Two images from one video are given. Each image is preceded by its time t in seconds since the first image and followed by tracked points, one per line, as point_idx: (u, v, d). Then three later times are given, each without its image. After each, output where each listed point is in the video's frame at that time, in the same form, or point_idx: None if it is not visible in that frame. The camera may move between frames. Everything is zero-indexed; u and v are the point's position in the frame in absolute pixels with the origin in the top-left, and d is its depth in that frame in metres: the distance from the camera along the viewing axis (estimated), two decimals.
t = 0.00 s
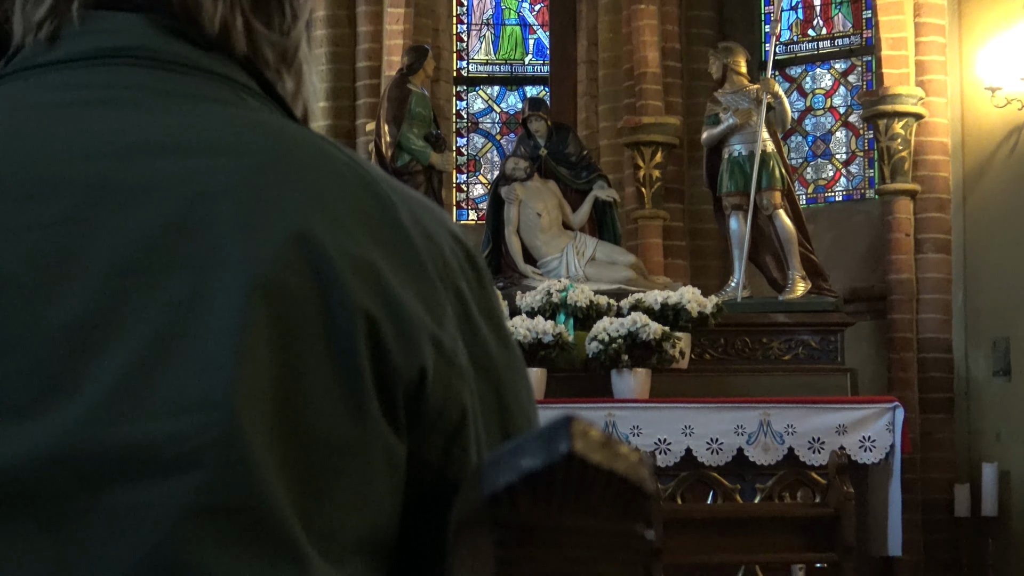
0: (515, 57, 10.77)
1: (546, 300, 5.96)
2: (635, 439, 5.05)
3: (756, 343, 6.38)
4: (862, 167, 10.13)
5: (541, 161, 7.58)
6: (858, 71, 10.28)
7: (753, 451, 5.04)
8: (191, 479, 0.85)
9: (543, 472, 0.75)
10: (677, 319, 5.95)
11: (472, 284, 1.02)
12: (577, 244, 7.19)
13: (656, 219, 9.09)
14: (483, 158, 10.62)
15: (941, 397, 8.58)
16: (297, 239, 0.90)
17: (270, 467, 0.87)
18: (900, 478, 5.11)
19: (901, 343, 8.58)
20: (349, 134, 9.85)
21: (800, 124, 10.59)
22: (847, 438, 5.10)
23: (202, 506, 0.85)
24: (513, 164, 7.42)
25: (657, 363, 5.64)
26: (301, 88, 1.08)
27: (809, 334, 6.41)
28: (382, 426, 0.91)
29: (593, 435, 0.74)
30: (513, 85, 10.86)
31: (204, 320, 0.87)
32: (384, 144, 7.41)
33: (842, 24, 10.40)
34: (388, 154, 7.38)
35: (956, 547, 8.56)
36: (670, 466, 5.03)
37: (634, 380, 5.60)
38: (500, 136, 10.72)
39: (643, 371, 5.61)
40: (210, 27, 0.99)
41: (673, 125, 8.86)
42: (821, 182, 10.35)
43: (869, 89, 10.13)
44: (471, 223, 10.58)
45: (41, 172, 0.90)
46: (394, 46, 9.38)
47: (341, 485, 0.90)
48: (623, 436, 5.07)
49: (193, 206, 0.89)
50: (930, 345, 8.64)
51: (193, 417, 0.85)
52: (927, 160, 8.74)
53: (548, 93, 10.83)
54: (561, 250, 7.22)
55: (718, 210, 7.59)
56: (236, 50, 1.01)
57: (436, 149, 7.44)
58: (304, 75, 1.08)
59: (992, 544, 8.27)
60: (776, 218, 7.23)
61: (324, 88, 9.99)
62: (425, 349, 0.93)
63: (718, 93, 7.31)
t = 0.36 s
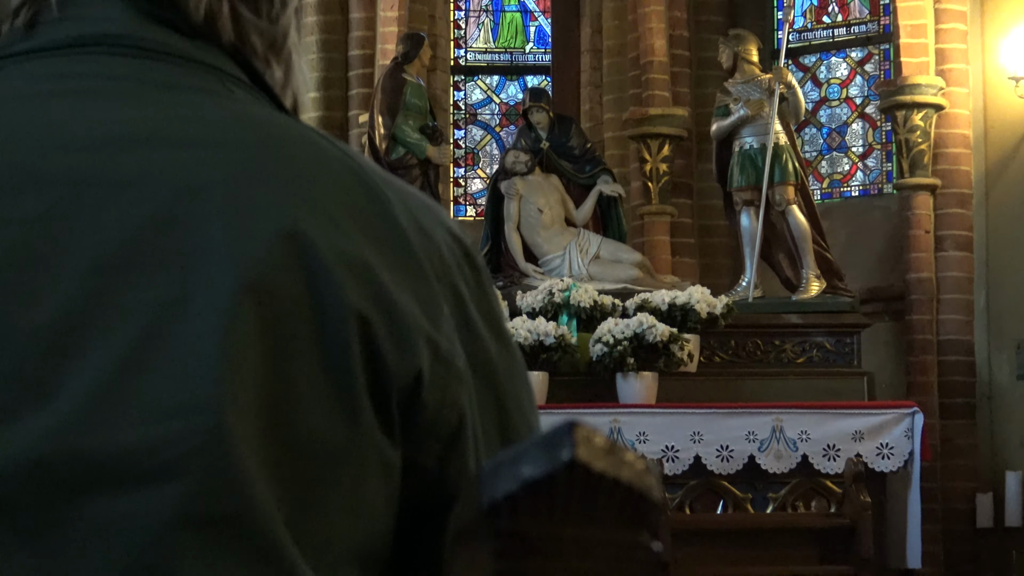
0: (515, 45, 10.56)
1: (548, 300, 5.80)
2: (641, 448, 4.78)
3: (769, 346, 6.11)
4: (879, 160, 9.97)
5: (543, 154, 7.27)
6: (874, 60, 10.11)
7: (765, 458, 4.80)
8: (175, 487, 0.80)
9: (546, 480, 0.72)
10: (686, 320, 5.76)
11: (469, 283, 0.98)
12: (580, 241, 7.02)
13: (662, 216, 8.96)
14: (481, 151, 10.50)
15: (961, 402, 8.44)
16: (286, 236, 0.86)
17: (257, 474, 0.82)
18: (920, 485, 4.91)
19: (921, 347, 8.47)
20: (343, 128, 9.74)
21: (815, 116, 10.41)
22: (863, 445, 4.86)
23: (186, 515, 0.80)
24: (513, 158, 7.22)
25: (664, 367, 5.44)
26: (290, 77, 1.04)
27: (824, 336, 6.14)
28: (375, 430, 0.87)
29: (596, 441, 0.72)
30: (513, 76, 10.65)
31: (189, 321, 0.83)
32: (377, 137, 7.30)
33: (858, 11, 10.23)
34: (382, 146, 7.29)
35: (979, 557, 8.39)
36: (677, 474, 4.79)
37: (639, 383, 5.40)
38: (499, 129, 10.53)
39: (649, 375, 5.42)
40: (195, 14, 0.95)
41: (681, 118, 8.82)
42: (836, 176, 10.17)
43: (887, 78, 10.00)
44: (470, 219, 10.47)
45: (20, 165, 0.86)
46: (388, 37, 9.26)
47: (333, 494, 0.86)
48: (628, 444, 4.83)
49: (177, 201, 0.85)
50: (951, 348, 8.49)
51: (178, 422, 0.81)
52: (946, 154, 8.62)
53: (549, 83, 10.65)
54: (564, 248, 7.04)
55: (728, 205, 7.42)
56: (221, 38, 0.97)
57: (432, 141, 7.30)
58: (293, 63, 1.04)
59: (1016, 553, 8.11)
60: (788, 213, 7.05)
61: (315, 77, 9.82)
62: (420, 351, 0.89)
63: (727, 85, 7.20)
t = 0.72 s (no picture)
0: (516, 33, 10.53)
1: (550, 300, 5.55)
2: (649, 454, 4.70)
3: (782, 347, 6.03)
4: (898, 153, 10.06)
5: (544, 147, 7.15)
6: (892, 49, 10.16)
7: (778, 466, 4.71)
8: (160, 496, 0.77)
9: (549, 488, 0.68)
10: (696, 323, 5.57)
11: (468, 282, 0.94)
12: (583, 238, 6.88)
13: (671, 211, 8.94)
14: (480, 143, 10.52)
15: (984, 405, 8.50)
16: (274, 235, 0.82)
17: (244, 483, 0.79)
18: (940, 495, 4.73)
19: (942, 348, 8.54)
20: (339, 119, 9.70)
21: (831, 105, 10.47)
22: (881, 452, 4.76)
23: (171, 526, 0.76)
24: (513, 152, 7.04)
25: (671, 369, 5.31)
26: (279, 67, 1.00)
27: (840, 339, 6.03)
28: (369, 436, 0.83)
29: (601, 449, 0.67)
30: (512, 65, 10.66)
31: (173, 323, 0.79)
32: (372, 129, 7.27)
33: None
34: (376, 140, 7.24)
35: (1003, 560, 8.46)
36: (686, 483, 4.72)
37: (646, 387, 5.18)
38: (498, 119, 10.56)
39: (656, 378, 5.21)
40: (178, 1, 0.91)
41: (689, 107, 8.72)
42: (853, 170, 10.27)
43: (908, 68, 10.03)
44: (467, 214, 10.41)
45: None
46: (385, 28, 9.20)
47: (325, 502, 0.82)
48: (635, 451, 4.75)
49: (159, 196, 0.81)
50: (973, 350, 8.53)
51: (162, 429, 0.78)
52: (970, 148, 8.70)
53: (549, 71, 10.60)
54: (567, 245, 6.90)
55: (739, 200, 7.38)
56: (207, 27, 0.93)
57: (428, 134, 7.27)
58: (282, 52, 1.00)
59: None
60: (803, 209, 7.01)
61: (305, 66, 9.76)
62: (416, 354, 0.85)
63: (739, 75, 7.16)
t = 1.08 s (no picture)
0: (517, 20, 10.41)
1: (552, 301, 5.33)
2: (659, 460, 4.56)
3: (796, 350, 5.96)
4: (917, 146, 10.02)
5: (546, 140, 6.93)
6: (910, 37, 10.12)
7: (792, 473, 4.55)
8: (144, 507, 0.73)
9: (551, 499, 0.65)
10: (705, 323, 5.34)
11: (466, 280, 0.90)
12: (587, 236, 6.69)
13: (678, 207, 8.88)
14: (479, 135, 10.42)
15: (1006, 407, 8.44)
16: (263, 232, 0.79)
17: (231, 494, 0.75)
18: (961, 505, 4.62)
19: (965, 350, 8.47)
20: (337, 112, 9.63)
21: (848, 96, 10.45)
22: (899, 460, 4.59)
23: (154, 539, 0.73)
24: (513, 145, 6.79)
25: (680, 373, 5.08)
26: (269, 54, 0.95)
27: (856, 341, 5.95)
28: (364, 443, 0.79)
29: (606, 457, 0.65)
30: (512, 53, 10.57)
31: (157, 324, 0.76)
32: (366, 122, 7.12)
33: None
34: (370, 132, 7.09)
35: None
36: (693, 492, 4.55)
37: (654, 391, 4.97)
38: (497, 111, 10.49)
39: (663, 382, 5.02)
40: None
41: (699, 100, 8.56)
42: (870, 163, 10.24)
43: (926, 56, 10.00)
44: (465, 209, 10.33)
45: None
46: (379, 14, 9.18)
47: (313, 511, 0.78)
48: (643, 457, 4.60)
49: (143, 191, 0.78)
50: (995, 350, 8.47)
51: (144, 436, 0.74)
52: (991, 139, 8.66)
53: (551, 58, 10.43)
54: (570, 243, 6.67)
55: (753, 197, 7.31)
56: (193, 13, 0.89)
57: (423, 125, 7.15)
58: (271, 39, 0.95)
59: None
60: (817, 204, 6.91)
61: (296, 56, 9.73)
62: (413, 358, 0.81)
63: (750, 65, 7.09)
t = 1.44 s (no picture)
0: (517, 7, 10.16)
1: (554, 301, 4.81)
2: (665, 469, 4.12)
3: (812, 353, 5.40)
4: (939, 138, 9.65)
5: (549, 131, 6.47)
6: (930, 25, 9.75)
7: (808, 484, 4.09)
8: (127, 516, 0.69)
9: (554, 509, 0.61)
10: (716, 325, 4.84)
11: (464, 282, 0.86)
12: (591, 231, 6.07)
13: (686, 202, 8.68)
14: (477, 127, 10.13)
15: None
16: (251, 228, 0.75)
17: (219, 501, 0.71)
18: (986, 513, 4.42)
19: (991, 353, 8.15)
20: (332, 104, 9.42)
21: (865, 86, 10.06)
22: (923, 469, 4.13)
23: (138, 550, 0.69)
24: (513, 136, 6.28)
25: (689, 378, 4.56)
26: (257, 43, 0.90)
27: (875, 343, 5.45)
28: (356, 451, 0.76)
29: (611, 464, 0.61)
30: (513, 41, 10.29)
31: (142, 324, 0.72)
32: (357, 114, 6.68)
33: None
34: (363, 123, 6.65)
35: None
36: (704, 503, 4.14)
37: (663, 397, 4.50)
38: (496, 101, 10.19)
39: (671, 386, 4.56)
40: None
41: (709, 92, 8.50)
42: (890, 156, 9.83)
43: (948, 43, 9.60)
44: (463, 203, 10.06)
45: None
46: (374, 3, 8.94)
47: (304, 521, 0.74)
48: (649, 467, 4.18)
49: (127, 185, 0.74)
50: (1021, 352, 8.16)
51: (131, 441, 0.70)
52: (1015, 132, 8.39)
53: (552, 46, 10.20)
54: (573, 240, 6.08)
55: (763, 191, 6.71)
56: None
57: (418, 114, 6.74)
58: (260, 26, 0.91)
59: None
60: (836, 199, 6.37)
61: (286, 45, 9.50)
62: (408, 363, 0.78)
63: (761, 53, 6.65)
